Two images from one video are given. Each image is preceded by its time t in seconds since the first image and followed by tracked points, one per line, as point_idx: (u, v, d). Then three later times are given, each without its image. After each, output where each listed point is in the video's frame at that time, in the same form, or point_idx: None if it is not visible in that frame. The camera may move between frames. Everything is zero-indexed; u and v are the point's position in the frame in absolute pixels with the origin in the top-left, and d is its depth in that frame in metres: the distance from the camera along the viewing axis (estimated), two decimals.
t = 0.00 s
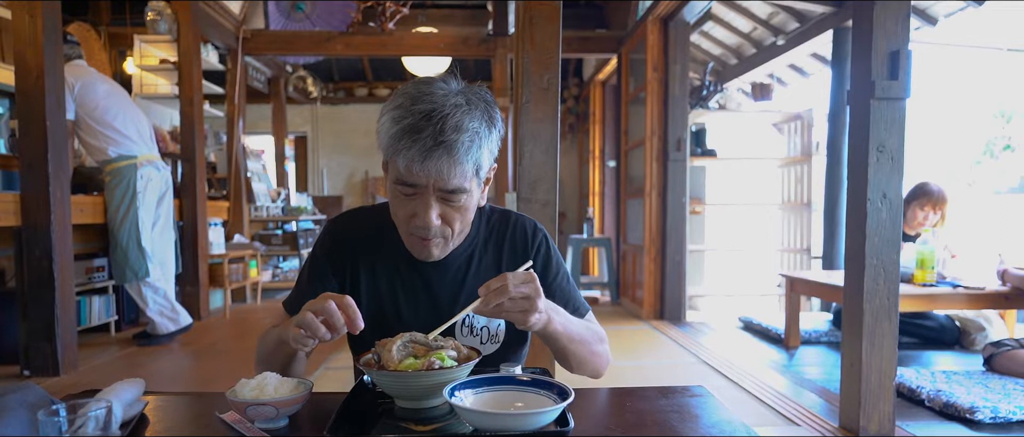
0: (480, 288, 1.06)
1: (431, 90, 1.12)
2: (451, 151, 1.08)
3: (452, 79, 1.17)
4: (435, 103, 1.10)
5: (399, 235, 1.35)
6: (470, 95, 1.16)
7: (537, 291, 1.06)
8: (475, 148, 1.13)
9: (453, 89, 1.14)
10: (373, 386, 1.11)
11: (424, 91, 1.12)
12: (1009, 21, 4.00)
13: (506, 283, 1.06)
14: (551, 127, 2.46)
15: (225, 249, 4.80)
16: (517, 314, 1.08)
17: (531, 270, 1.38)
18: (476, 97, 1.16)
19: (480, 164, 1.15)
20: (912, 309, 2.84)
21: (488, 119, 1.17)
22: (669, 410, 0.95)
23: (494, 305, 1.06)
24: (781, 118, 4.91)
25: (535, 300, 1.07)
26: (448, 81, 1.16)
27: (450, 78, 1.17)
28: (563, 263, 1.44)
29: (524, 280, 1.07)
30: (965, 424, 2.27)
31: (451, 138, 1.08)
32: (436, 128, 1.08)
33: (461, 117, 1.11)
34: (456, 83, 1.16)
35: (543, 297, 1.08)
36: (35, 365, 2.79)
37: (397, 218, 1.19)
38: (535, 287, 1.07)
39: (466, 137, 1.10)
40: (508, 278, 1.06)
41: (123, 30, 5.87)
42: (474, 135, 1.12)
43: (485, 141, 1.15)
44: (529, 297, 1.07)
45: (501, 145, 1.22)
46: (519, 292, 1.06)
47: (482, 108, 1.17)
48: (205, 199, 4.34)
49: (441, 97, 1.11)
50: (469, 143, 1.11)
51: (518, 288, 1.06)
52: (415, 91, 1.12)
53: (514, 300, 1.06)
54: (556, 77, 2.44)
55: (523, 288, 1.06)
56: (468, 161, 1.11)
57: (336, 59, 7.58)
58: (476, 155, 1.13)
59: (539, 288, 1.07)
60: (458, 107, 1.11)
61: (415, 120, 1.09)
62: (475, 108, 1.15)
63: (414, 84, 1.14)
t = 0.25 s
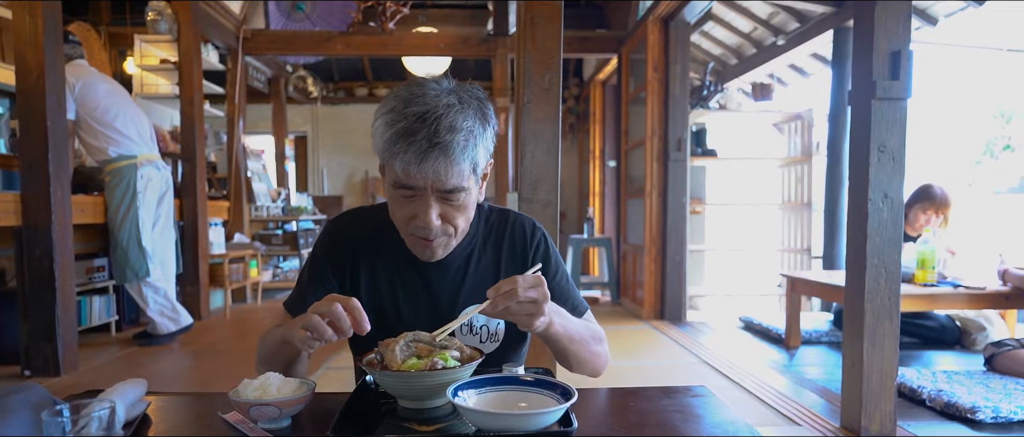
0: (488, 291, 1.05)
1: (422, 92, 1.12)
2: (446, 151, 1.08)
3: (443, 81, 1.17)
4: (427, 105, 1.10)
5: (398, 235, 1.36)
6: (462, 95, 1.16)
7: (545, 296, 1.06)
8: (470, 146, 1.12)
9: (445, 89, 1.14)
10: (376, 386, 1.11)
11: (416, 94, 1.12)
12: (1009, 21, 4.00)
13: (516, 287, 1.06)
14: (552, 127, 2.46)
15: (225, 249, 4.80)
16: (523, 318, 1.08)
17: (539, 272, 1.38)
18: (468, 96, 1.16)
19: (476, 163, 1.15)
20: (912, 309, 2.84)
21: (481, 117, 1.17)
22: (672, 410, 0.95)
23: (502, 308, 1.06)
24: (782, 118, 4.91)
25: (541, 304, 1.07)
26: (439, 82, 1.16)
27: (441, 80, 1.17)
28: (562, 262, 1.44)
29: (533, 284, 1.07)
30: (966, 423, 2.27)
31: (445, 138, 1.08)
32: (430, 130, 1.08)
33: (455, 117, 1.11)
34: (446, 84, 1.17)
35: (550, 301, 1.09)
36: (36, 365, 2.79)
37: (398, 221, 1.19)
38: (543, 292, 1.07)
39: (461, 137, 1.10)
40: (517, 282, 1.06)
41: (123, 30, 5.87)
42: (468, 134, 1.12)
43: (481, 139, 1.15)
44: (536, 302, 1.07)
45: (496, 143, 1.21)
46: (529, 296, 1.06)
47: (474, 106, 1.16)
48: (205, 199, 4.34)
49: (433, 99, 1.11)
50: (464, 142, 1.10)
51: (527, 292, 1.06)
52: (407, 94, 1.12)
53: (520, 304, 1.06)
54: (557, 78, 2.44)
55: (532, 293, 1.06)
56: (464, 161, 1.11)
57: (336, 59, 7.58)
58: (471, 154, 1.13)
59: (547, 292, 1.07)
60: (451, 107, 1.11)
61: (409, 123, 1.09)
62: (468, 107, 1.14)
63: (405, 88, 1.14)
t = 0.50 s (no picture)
0: (494, 288, 1.05)
1: (405, 96, 1.10)
2: (447, 147, 1.07)
3: (424, 78, 1.15)
4: (415, 107, 1.09)
5: (402, 233, 1.36)
6: (445, 88, 1.14)
7: (551, 297, 1.06)
8: (466, 138, 1.12)
9: (427, 88, 1.12)
10: (378, 387, 1.11)
11: (402, 98, 1.10)
12: (1009, 21, 4.00)
13: (522, 284, 1.05)
14: (553, 127, 2.46)
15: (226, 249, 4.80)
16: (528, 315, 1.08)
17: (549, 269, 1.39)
18: (451, 89, 1.14)
19: (475, 152, 1.15)
20: (913, 309, 2.84)
21: (468, 106, 1.15)
22: (674, 410, 0.95)
23: (508, 305, 1.05)
24: (782, 118, 4.92)
25: (547, 305, 1.07)
26: (419, 82, 1.14)
27: (420, 77, 1.15)
28: (564, 261, 1.44)
29: (540, 284, 1.06)
30: (968, 423, 2.27)
31: (442, 135, 1.07)
32: (425, 129, 1.07)
33: (446, 112, 1.10)
34: (426, 79, 1.15)
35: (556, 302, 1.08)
36: (36, 365, 2.79)
37: (410, 224, 1.19)
38: (549, 293, 1.06)
39: (456, 130, 1.10)
40: (524, 281, 1.06)
41: (123, 30, 5.87)
42: (462, 126, 1.11)
43: (473, 128, 1.14)
44: (542, 302, 1.07)
45: (486, 128, 1.21)
46: (534, 296, 1.05)
47: (460, 96, 1.15)
48: (206, 199, 4.34)
49: (418, 100, 1.10)
50: (460, 135, 1.10)
51: (533, 291, 1.05)
52: (391, 100, 1.10)
53: (527, 304, 1.06)
54: (559, 78, 2.45)
55: (539, 293, 1.06)
56: (464, 154, 1.11)
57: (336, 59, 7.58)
58: (469, 144, 1.12)
59: (554, 293, 1.07)
60: (439, 103, 1.10)
61: (402, 128, 1.08)
62: (455, 98, 1.13)
63: (387, 94, 1.12)
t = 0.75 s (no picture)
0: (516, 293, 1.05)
1: (431, 92, 1.11)
2: (465, 150, 1.08)
3: (450, 78, 1.15)
4: (439, 105, 1.09)
5: (407, 231, 1.35)
6: (471, 91, 1.14)
7: (573, 296, 1.06)
8: (484, 144, 1.12)
9: (452, 88, 1.13)
10: (380, 386, 1.10)
11: (426, 94, 1.10)
12: (1010, 21, 4.00)
13: (544, 287, 1.06)
14: (555, 126, 2.46)
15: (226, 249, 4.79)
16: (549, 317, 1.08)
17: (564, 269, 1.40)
18: (477, 92, 1.15)
19: (491, 159, 1.15)
20: (914, 308, 2.84)
21: (491, 112, 1.16)
22: (677, 409, 0.95)
23: (530, 309, 1.06)
24: (782, 118, 4.92)
25: (569, 304, 1.07)
26: (445, 80, 1.14)
27: (446, 77, 1.15)
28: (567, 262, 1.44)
29: (560, 285, 1.07)
30: (969, 423, 2.27)
31: (462, 137, 1.08)
32: (446, 129, 1.07)
33: (468, 115, 1.10)
34: (453, 80, 1.15)
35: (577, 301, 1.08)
36: (37, 365, 2.79)
37: (414, 221, 1.19)
38: (570, 292, 1.06)
39: (476, 135, 1.10)
40: (545, 283, 1.06)
41: (123, 30, 5.87)
42: (483, 131, 1.12)
43: (493, 135, 1.15)
44: (564, 303, 1.07)
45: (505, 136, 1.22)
46: (556, 297, 1.06)
47: (484, 101, 1.16)
48: (206, 199, 4.34)
49: (443, 98, 1.10)
50: (479, 139, 1.10)
51: (555, 293, 1.06)
52: (415, 95, 1.10)
53: (549, 305, 1.06)
54: (560, 77, 2.44)
55: (560, 294, 1.06)
56: (480, 158, 1.11)
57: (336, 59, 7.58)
58: (486, 150, 1.13)
59: (574, 292, 1.07)
60: (463, 105, 1.10)
61: (423, 124, 1.08)
62: (479, 103, 1.14)
63: (412, 88, 1.12)
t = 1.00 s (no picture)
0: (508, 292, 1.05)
1: (460, 92, 1.11)
2: (487, 153, 1.08)
3: (480, 79, 1.15)
4: (467, 105, 1.09)
5: (416, 230, 1.35)
6: (500, 94, 1.15)
7: (565, 299, 1.06)
8: (506, 149, 1.12)
9: (481, 90, 1.13)
10: (379, 385, 1.10)
11: (456, 93, 1.10)
12: (1010, 21, 4.00)
13: (536, 288, 1.05)
14: (555, 126, 2.46)
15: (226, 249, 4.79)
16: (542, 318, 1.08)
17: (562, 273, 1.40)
18: (505, 98, 1.15)
19: (510, 165, 1.16)
20: (914, 308, 2.84)
21: (516, 119, 1.16)
22: (677, 409, 0.95)
23: (521, 309, 1.05)
24: (782, 118, 4.92)
25: (562, 307, 1.07)
26: (475, 81, 1.14)
27: (477, 78, 1.15)
28: (573, 264, 1.44)
29: (553, 286, 1.07)
30: (969, 423, 2.27)
31: (486, 140, 1.08)
32: (472, 130, 1.07)
33: (495, 118, 1.10)
34: (483, 82, 1.15)
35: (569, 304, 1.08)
36: (36, 365, 2.79)
37: (425, 217, 1.19)
38: (564, 295, 1.06)
39: (500, 139, 1.10)
40: (538, 284, 1.06)
41: (123, 29, 5.86)
42: (507, 136, 1.12)
43: (516, 141, 1.15)
44: (556, 304, 1.07)
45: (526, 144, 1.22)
46: (549, 299, 1.05)
47: (511, 107, 1.16)
48: (205, 198, 4.34)
49: (472, 99, 1.10)
50: (503, 144, 1.11)
51: (548, 295, 1.05)
52: (446, 92, 1.10)
53: (541, 307, 1.06)
54: (560, 77, 2.44)
55: (552, 296, 1.06)
56: (501, 163, 1.11)
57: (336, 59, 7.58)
58: (508, 156, 1.13)
59: (568, 295, 1.07)
60: (491, 108, 1.11)
61: (449, 122, 1.08)
62: (506, 108, 1.14)
63: (442, 85, 1.12)
